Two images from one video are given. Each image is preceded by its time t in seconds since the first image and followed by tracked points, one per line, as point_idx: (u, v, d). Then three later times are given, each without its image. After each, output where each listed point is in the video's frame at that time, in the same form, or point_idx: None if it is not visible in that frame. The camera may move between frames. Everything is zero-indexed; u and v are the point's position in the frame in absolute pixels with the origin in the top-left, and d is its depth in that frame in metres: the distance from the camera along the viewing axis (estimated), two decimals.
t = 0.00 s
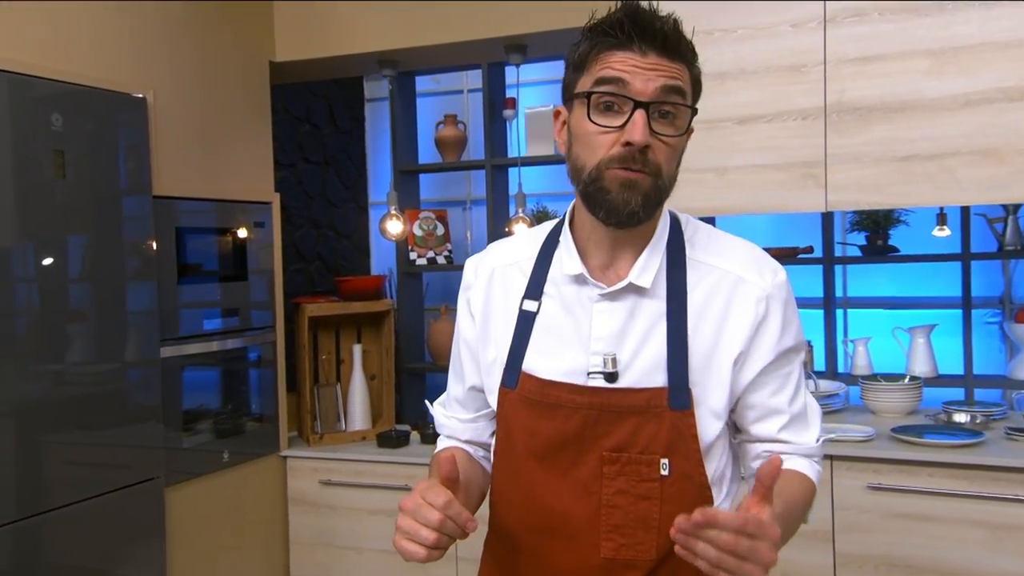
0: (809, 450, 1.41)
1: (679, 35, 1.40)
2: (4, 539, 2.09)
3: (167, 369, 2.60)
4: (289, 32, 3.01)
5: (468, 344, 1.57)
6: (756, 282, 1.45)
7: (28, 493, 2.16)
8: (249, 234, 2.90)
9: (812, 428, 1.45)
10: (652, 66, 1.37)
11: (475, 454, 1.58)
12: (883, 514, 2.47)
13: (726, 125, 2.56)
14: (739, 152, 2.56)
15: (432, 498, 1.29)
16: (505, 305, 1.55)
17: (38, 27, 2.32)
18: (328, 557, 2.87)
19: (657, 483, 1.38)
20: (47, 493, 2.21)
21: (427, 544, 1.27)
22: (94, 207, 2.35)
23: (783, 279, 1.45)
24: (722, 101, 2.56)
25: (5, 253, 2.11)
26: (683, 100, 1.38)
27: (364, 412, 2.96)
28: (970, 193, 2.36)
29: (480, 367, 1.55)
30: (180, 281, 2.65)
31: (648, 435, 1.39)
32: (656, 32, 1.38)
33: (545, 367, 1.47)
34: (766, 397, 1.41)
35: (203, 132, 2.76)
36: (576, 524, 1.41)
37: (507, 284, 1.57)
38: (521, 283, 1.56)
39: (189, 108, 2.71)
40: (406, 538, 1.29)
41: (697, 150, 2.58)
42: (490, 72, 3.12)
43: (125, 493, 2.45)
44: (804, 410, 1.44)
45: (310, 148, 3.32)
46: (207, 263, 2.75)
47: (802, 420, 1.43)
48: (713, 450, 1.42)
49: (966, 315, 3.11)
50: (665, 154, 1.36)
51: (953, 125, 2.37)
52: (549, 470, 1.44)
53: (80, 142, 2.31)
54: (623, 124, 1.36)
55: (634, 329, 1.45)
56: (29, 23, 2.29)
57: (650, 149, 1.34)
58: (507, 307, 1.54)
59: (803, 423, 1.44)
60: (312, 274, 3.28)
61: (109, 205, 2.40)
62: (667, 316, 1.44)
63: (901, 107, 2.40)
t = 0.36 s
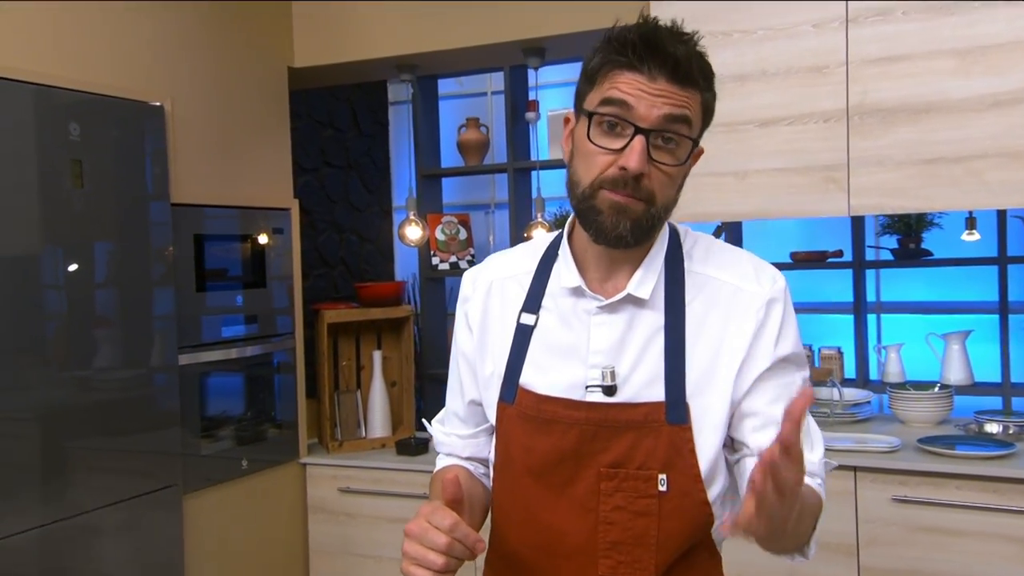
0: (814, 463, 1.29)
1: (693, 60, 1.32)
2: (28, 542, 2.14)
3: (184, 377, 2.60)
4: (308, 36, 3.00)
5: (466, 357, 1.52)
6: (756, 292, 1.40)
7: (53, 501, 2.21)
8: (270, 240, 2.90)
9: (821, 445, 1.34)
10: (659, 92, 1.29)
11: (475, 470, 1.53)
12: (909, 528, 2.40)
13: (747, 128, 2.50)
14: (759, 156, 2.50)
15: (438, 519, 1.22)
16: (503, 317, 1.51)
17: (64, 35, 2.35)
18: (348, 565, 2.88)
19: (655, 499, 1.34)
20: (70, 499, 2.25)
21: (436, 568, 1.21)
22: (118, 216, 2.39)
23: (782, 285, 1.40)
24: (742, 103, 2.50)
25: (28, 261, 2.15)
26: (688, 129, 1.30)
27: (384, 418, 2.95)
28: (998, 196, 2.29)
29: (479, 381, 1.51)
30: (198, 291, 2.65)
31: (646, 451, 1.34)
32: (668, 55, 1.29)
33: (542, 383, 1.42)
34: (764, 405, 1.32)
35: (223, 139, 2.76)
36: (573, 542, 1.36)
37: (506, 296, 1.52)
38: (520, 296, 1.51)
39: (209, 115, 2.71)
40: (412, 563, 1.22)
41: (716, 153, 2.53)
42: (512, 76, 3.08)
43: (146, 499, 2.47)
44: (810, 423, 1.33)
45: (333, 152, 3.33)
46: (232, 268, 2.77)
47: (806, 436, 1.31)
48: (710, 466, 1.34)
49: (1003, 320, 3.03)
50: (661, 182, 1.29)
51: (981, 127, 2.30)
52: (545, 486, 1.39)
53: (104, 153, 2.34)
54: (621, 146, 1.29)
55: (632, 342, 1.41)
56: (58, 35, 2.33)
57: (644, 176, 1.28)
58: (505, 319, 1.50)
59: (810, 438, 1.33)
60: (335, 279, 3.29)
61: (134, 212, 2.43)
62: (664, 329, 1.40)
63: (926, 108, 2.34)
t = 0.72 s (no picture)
0: (770, 483, 1.28)
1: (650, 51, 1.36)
2: (46, 543, 2.17)
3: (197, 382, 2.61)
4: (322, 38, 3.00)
5: (446, 368, 1.56)
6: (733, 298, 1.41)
7: (70, 502, 2.24)
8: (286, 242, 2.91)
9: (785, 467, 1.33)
10: (620, 84, 1.33)
11: (457, 483, 1.57)
12: (928, 539, 2.34)
13: (762, 129, 2.48)
14: (775, 158, 2.48)
15: (403, 532, 1.23)
16: (482, 328, 1.54)
17: (88, 40, 2.39)
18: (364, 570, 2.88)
19: (633, 511, 1.33)
20: (87, 501, 2.28)
21: None
22: (136, 219, 2.41)
23: (760, 292, 1.41)
24: (758, 103, 2.48)
25: (48, 265, 2.18)
26: (655, 118, 1.33)
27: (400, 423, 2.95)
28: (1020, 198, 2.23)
29: (459, 392, 1.54)
30: (213, 294, 2.66)
31: (623, 462, 1.34)
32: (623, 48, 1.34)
33: (521, 394, 1.43)
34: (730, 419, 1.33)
35: (238, 143, 2.76)
36: (552, 555, 1.36)
37: (485, 308, 1.55)
38: (499, 306, 1.54)
39: (222, 118, 2.71)
40: None
41: (731, 155, 2.52)
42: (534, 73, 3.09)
43: (162, 502, 2.50)
44: (773, 444, 1.33)
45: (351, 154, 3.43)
46: (252, 270, 2.80)
47: (769, 451, 1.31)
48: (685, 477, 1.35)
49: None
50: (636, 174, 1.32)
51: (1003, 127, 2.25)
52: (523, 500, 1.39)
53: (122, 158, 2.38)
54: (591, 144, 1.32)
55: (610, 352, 1.42)
56: (78, 41, 2.36)
57: (618, 169, 1.30)
58: (484, 330, 1.53)
59: (772, 458, 1.32)
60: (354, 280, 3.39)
61: (155, 216, 2.46)
62: (641, 338, 1.41)
63: (946, 108, 2.30)
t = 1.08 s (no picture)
0: (741, 484, 1.39)
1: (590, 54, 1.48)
2: (58, 544, 2.19)
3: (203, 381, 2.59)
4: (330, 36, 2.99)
5: (420, 379, 1.58)
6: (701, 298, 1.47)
7: (83, 498, 2.25)
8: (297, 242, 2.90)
9: (756, 464, 1.43)
10: (566, 90, 1.45)
11: (436, 496, 1.58)
12: (946, 547, 2.27)
13: (776, 126, 2.48)
14: (789, 156, 2.48)
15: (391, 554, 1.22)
16: (454, 337, 1.57)
17: (99, 39, 2.39)
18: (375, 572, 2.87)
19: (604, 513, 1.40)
20: (99, 500, 2.29)
21: None
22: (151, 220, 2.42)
23: (728, 293, 1.47)
24: (772, 100, 2.48)
25: (65, 265, 2.20)
26: (601, 120, 1.46)
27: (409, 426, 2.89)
28: None
29: (434, 404, 1.57)
30: (220, 295, 2.64)
31: (594, 465, 1.41)
32: (565, 54, 1.46)
33: (493, 400, 1.48)
34: (702, 421, 1.41)
35: (248, 145, 2.75)
36: (525, 557, 1.43)
37: (456, 317, 1.59)
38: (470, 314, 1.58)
39: (234, 116, 2.71)
40: None
41: (745, 153, 2.51)
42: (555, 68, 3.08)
43: (172, 502, 2.49)
44: (745, 443, 1.42)
45: (365, 151, 3.46)
46: (267, 268, 2.81)
47: (740, 451, 1.41)
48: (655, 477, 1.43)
49: None
50: (588, 178, 1.44)
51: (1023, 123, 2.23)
52: (495, 506, 1.45)
53: (137, 157, 2.39)
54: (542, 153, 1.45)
55: (579, 355, 1.47)
56: (94, 43, 2.37)
57: (570, 175, 1.43)
58: (457, 339, 1.57)
59: (744, 455, 1.42)
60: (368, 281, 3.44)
61: (172, 216, 2.48)
62: (612, 341, 1.46)
63: (964, 104, 2.28)
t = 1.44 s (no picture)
0: (768, 473, 1.31)
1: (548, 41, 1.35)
2: (75, 540, 2.19)
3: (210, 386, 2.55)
4: (347, 28, 2.97)
5: (404, 382, 1.59)
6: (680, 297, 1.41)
7: (100, 497, 2.26)
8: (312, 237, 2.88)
9: (778, 444, 1.35)
10: (521, 79, 1.34)
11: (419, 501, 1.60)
12: (975, 556, 2.18)
13: (799, 118, 2.42)
14: (811, 149, 2.42)
15: None
16: (434, 339, 1.58)
17: (116, 34, 2.37)
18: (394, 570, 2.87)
19: (581, 519, 1.34)
20: (115, 499, 2.30)
21: None
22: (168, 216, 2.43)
23: (708, 289, 1.41)
24: (795, 91, 2.42)
25: (82, 261, 2.20)
26: (560, 110, 1.34)
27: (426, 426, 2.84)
28: None
29: (416, 404, 1.57)
30: (231, 293, 2.61)
31: (570, 468, 1.35)
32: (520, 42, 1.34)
33: (466, 402, 1.44)
34: (709, 422, 1.33)
35: (258, 143, 2.71)
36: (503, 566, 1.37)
37: (438, 317, 1.59)
38: (449, 315, 1.58)
39: (248, 110, 2.68)
40: None
41: (765, 146, 2.47)
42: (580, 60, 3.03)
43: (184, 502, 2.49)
44: (760, 430, 1.34)
45: (385, 146, 3.49)
46: (286, 266, 2.82)
47: (758, 441, 1.33)
48: (647, 484, 1.36)
49: None
50: (547, 170, 1.33)
51: None
52: (471, 512, 1.40)
53: (154, 153, 2.39)
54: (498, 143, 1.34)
55: (553, 354, 1.42)
56: (108, 39, 2.35)
57: (526, 165, 1.32)
58: (436, 341, 1.57)
59: (763, 442, 1.34)
60: (384, 277, 3.49)
61: (190, 213, 2.47)
62: (585, 340, 1.41)
63: (995, 95, 2.20)
